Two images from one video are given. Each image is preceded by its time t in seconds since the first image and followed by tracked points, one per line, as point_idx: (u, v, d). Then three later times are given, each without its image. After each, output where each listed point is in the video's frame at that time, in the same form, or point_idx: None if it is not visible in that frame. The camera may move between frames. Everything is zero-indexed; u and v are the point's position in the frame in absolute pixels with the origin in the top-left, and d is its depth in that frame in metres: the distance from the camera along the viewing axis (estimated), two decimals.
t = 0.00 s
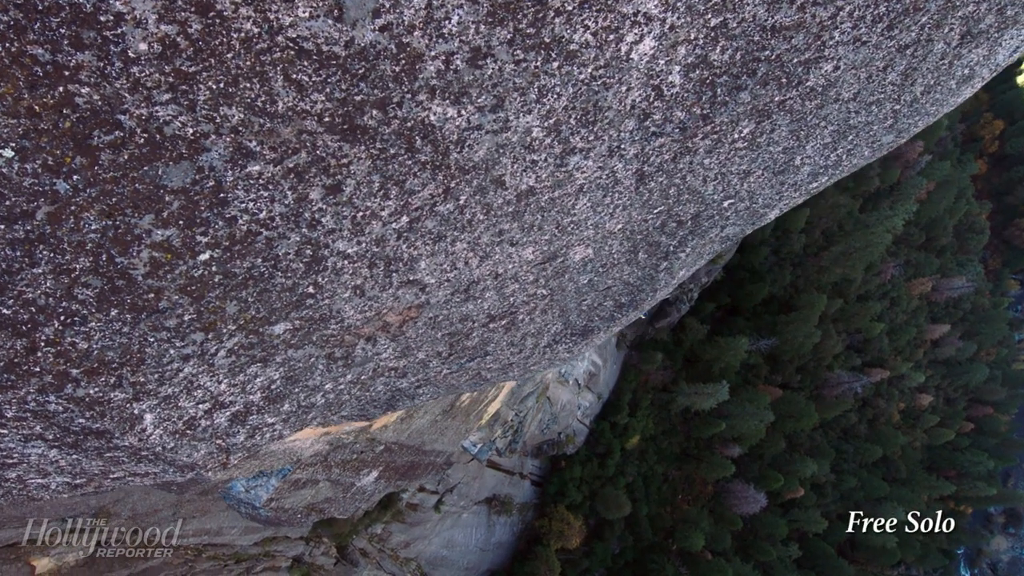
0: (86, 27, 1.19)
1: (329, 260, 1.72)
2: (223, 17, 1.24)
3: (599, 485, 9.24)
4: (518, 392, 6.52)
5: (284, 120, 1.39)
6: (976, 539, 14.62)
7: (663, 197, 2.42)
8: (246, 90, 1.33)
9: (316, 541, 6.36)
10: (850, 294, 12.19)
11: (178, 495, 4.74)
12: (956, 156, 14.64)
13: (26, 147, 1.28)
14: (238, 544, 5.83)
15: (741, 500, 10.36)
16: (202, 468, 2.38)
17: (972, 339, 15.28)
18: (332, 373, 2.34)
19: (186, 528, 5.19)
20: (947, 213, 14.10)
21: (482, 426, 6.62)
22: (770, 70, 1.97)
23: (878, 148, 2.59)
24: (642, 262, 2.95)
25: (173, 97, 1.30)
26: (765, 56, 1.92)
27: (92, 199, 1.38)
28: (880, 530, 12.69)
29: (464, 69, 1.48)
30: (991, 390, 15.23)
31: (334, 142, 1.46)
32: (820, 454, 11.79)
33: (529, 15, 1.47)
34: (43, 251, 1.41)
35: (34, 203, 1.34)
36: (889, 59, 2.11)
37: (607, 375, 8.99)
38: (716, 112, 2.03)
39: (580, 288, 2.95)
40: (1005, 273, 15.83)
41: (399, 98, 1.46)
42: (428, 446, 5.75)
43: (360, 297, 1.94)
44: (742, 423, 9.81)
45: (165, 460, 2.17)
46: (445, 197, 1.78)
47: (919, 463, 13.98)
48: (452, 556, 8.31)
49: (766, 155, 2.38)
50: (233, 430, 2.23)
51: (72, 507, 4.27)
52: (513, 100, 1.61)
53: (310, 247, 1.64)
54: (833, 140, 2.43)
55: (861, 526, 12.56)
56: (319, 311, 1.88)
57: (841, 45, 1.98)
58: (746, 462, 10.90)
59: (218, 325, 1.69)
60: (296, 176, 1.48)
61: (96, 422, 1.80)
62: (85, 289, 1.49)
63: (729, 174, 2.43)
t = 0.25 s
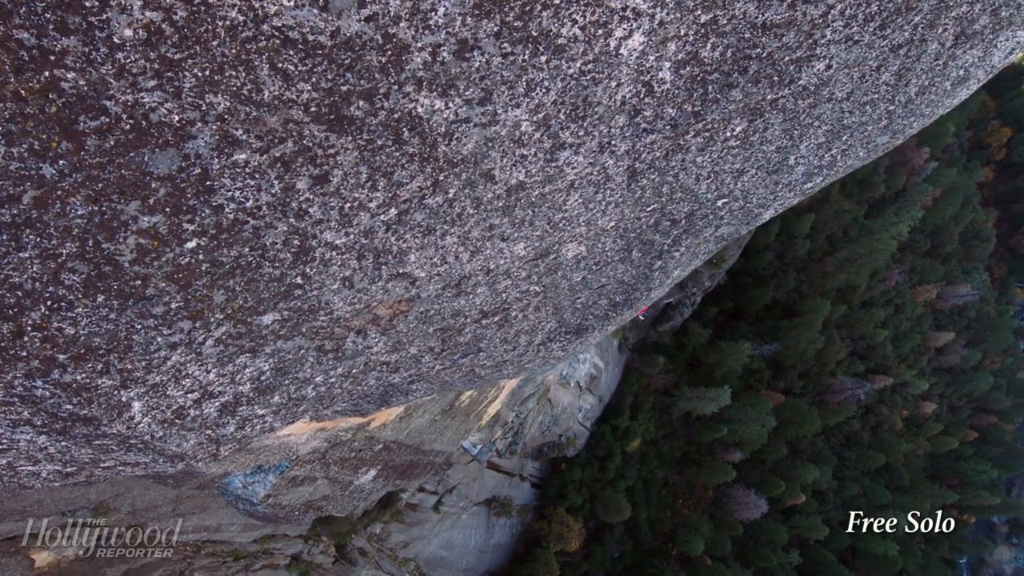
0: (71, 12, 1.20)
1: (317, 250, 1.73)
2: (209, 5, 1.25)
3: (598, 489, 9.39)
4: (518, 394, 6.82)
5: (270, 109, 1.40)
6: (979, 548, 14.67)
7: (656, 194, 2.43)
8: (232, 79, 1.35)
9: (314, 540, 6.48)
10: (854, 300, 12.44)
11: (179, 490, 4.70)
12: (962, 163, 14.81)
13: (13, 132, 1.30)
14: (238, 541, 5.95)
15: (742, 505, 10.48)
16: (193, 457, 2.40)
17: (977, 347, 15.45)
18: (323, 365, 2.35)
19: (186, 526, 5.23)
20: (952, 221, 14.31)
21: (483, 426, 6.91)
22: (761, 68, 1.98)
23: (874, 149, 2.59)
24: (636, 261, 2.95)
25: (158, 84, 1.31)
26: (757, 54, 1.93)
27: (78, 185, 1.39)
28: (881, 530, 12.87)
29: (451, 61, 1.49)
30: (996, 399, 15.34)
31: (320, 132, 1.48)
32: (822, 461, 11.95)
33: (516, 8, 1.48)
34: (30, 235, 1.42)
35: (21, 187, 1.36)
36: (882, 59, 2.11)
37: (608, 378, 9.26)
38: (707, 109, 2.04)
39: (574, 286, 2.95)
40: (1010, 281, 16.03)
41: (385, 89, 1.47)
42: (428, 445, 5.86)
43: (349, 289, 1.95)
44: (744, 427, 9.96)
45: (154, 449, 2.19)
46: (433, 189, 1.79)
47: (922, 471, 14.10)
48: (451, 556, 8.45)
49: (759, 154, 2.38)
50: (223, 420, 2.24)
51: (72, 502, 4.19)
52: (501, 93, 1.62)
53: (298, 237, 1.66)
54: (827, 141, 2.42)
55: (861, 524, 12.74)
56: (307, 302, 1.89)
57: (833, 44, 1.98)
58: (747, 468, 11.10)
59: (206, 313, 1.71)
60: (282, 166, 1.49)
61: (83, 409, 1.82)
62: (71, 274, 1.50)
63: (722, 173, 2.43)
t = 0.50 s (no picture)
0: None
1: (305, 240, 1.74)
2: None
3: (598, 492, 9.65)
4: (518, 396, 6.91)
5: (257, 97, 1.42)
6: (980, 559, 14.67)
7: (650, 193, 2.43)
8: (218, 65, 1.36)
9: (311, 538, 6.68)
10: (858, 308, 12.58)
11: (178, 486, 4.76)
12: (969, 171, 14.86)
13: None
14: (236, 538, 6.09)
15: (742, 512, 10.74)
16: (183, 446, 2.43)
17: (982, 357, 15.47)
18: (314, 357, 2.36)
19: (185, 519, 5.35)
20: (959, 229, 14.39)
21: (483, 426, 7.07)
22: (753, 67, 1.98)
23: (869, 152, 2.58)
24: (630, 260, 2.96)
25: (144, 69, 1.33)
26: (748, 52, 1.93)
27: (64, 168, 1.41)
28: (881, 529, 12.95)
29: (438, 52, 1.50)
30: (999, 409, 15.35)
31: (308, 121, 1.49)
32: (822, 468, 12.04)
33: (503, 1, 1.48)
34: (16, 218, 1.44)
35: (7, 168, 1.37)
36: (875, 60, 2.11)
37: (610, 382, 9.41)
38: (699, 107, 2.04)
39: (568, 284, 2.96)
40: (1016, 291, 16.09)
41: (373, 80, 1.48)
42: (427, 444, 5.92)
43: (338, 280, 1.96)
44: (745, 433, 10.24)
45: (143, 438, 2.20)
46: (423, 181, 1.80)
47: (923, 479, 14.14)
48: (449, 557, 8.58)
49: (753, 154, 2.37)
50: (213, 411, 2.26)
51: (71, 495, 4.24)
52: (489, 86, 1.63)
53: (286, 226, 1.67)
54: (821, 142, 2.42)
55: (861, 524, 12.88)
56: (296, 293, 1.90)
57: (826, 44, 1.99)
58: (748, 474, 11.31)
59: (194, 301, 1.72)
60: (270, 154, 1.50)
61: (70, 394, 1.83)
62: (58, 258, 1.51)
63: (716, 172, 2.43)
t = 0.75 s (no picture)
0: None
1: (292, 230, 1.74)
2: None
3: (597, 495, 9.75)
4: (518, 396, 6.97)
5: (242, 85, 1.43)
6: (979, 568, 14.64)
7: (642, 191, 2.43)
8: (203, 52, 1.37)
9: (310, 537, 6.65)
10: (860, 315, 12.61)
11: (175, 482, 4.85)
12: (973, 180, 14.86)
13: None
14: (235, 535, 6.07)
15: (741, 517, 10.73)
16: (173, 437, 2.44)
17: (984, 366, 15.45)
18: (303, 350, 2.36)
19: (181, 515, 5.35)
20: (962, 238, 14.38)
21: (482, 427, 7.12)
22: (744, 65, 1.98)
23: (862, 154, 2.58)
24: (623, 259, 2.96)
25: (129, 54, 1.34)
26: (739, 50, 1.94)
27: (48, 152, 1.41)
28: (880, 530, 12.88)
29: (425, 44, 1.51)
30: (1000, 419, 15.33)
31: (294, 110, 1.50)
32: (822, 475, 12.06)
33: None
34: None
35: None
36: (867, 61, 2.11)
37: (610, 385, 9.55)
38: (690, 105, 2.04)
39: (560, 283, 2.96)
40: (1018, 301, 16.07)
41: (359, 70, 1.49)
42: (426, 443, 5.97)
43: (326, 271, 1.96)
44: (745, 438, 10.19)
45: (131, 427, 2.21)
46: (411, 174, 1.80)
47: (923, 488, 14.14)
48: (448, 558, 8.65)
49: (745, 154, 2.37)
50: (201, 401, 2.26)
51: (70, 489, 4.40)
52: (478, 80, 1.63)
53: (272, 216, 1.67)
54: (814, 143, 2.42)
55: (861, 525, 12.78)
56: (283, 283, 1.91)
57: (817, 44, 1.99)
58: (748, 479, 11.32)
59: (180, 289, 1.74)
60: (255, 143, 1.51)
61: (55, 379, 1.84)
62: (42, 242, 1.52)
63: (709, 171, 2.43)
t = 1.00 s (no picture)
0: None
1: (278, 221, 1.75)
2: None
3: (596, 497, 9.82)
4: (518, 396, 6.94)
5: (224, 73, 1.43)
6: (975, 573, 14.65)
7: (632, 188, 2.43)
8: (184, 39, 1.37)
9: (307, 536, 6.69)
10: (861, 319, 12.65)
11: (173, 479, 4.96)
12: (974, 187, 14.86)
13: None
14: (232, 534, 6.07)
15: (740, 520, 10.70)
16: (160, 429, 2.44)
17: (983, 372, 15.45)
18: (291, 343, 2.36)
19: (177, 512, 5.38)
20: (963, 244, 14.37)
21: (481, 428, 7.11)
22: (732, 63, 1.98)
23: (852, 153, 2.60)
24: (615, 256, 2.96)
25: (109, 41, 1.33)
26: (726, 47, 1.93)
27: (27, 137, 1.41)
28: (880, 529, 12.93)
29: (409, 35, 1.50)
30: (998, 425, 15.34)
31: (277, 100, 1.50)
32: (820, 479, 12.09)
33: None
34: None
35: None
36: (856, 60, 2.11)
37: (609, 387, 9.54)
38: (678, 102, 2.04)
39: (552, 280, 2.96)
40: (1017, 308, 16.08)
41: (343, 60, 1.49)
42: (423, 443, 6.01)
43: (313, 263, 1.96)
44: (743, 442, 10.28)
45: (118, 418, 2.22)
46: (397, 167, 1.80)
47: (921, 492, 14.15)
48: (445, 559, 8.72)
49: (735, 152, 2.38)
50: (188, 393, 2.26)
51: (66, 486, 4.49)
52: (463, 72, 1.63)
53: (257, 206, 1.68)
54: (804, 142, 2.44)
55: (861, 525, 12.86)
56: (269, 275, 1.91)
57: (804, 42, 1.98)
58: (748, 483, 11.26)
59: (164, 278, 1.75)
60: (238, 132, 1.52)
61: (38, 367, 1.84)
62: (23, 229, 1.52)
63: (699, 169, 2.43)
